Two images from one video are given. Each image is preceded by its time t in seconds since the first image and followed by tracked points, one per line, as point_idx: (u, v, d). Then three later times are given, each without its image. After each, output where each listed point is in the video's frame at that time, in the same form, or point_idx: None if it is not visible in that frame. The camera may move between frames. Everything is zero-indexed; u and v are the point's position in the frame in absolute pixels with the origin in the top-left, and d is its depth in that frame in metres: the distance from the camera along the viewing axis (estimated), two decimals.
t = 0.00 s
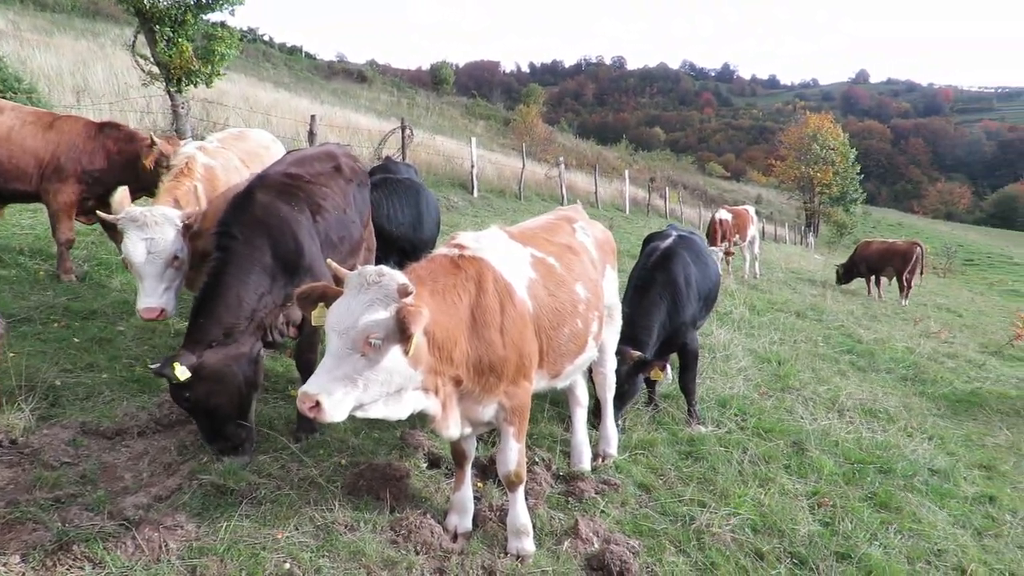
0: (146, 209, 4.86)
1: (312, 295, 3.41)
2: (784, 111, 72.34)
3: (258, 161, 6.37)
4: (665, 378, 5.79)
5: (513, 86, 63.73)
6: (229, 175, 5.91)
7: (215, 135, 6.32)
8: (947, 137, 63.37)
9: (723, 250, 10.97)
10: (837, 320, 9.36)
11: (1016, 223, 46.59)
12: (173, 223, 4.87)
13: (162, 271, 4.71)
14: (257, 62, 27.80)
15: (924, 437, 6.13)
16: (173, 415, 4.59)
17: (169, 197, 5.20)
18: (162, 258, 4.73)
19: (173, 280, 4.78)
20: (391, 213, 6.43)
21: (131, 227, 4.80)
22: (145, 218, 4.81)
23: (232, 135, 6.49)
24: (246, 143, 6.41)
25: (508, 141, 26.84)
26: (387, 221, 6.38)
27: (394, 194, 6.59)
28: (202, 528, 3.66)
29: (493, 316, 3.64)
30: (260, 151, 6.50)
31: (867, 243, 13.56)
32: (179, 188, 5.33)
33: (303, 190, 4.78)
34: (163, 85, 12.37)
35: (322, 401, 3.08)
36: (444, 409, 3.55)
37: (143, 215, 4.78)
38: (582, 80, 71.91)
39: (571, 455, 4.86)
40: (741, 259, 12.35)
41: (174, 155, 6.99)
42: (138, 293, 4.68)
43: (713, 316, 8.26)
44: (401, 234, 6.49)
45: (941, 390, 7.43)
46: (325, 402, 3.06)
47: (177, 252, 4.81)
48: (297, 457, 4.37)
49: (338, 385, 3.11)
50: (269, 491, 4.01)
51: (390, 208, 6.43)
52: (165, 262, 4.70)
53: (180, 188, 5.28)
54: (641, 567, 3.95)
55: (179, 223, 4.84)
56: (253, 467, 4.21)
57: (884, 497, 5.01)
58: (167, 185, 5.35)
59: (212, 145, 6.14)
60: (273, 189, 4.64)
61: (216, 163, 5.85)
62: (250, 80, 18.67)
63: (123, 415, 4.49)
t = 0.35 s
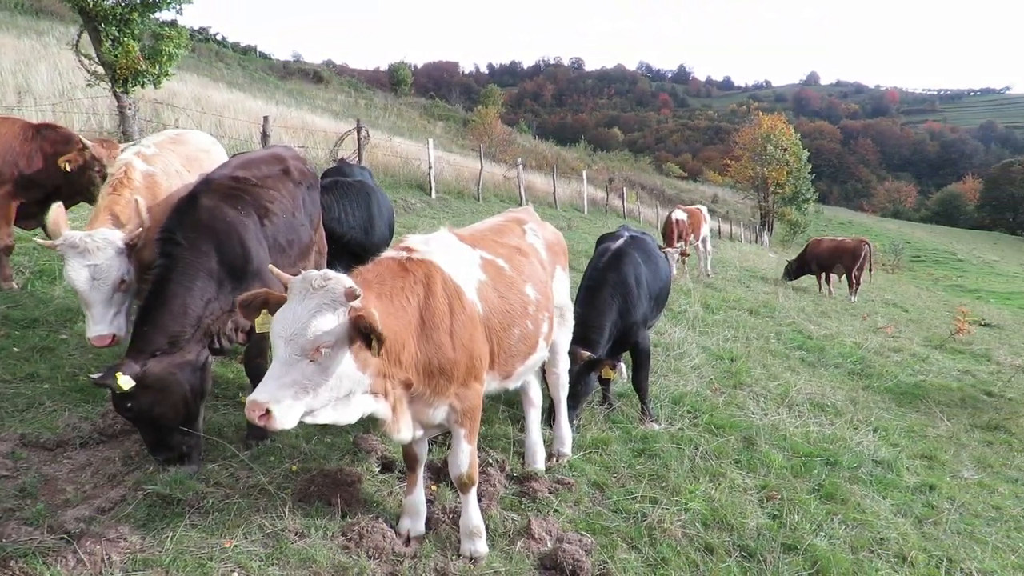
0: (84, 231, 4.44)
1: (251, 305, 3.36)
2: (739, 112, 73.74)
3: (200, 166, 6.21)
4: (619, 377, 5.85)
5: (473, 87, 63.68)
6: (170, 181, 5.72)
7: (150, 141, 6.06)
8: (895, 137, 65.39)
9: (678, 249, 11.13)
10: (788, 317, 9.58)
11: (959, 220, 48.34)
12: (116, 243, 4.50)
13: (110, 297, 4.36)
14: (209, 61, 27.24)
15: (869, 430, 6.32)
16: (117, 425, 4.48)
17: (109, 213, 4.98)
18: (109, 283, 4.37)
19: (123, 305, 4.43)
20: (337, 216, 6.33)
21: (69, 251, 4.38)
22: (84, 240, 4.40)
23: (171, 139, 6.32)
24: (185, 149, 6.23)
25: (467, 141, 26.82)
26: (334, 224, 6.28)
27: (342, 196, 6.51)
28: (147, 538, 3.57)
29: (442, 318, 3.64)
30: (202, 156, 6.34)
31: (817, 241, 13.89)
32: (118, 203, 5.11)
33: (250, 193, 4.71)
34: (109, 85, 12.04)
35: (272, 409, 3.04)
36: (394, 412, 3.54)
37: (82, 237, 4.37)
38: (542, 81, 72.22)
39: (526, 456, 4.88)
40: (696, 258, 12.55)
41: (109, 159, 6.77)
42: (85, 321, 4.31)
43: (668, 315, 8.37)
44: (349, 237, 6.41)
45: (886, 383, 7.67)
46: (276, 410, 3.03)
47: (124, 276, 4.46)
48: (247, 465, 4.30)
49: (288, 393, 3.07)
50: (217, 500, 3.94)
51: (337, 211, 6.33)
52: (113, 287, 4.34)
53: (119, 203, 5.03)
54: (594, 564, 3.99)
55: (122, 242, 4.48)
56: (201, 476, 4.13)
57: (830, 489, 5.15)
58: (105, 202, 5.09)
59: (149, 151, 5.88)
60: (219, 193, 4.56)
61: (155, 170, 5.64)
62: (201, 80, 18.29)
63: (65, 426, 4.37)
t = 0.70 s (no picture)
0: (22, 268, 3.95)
1: (198, 316, 3.36)
2: (707, 117, 74.80)
3: (142, 168, 5.71)
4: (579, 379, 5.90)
5: (443, 91, 63.67)
6: (110, 188, 5.21)
7: (88, 145, 5.55)
8: (858, 142, 66.86)
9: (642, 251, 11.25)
10: (750, 318, 9.74)
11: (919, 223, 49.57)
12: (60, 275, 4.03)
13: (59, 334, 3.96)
14: (173, 64, 26.90)
15: (824, 427, 6.46)
16: (66, 433, 4.42)
17: (45, 238, 4.46)
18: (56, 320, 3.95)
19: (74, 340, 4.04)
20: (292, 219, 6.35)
21: (7, 289, 3.90)
22: (24, 276, 3.93)
23: (109, 143, 5.76)
24: (129, 150, 5.78)
25: (436, 145, 26.82)
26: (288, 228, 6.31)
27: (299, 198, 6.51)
28: (94, 545, 3.51)
29: (393, 320, 3.66)
30: (143, 157, 5.85)
31: (779, 244, 14.15)
32: (57, 226, 4.58)
33: (204, 196, 4.69)
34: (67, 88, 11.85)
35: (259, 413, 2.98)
36: (343, 415, 3.55)
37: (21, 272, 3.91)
38: (513, 86, 72.52)
39: (484, 457, 4.91)
40: (661, 260, 12.72)
41: (41, 161, 6.59)
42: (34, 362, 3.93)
43: (631, 317, 8.46)
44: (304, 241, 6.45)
45: (842, 381, 7.84)
46: (265, 412, 2.98)
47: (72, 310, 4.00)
48: (200, 470, 4.26)
49: (273, 395, 3.04)
50: (168, 506, 3.89)
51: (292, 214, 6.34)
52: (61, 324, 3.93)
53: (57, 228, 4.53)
54: (549, 563, 4.01)
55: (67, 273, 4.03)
56: (152, 482, 4.08)
57: (784, 485, 5.25)
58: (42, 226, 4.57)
59: (87, 157, 5.35)
60: (171, 195, 4.53)
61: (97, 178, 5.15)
62: (164, 83, 18.06)
63: (11, 434, 4.29)
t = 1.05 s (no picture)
0: None
1: (155, 313, 3.34)
2: (683, 123, 75.60)
3: (83, 162, 5.52)
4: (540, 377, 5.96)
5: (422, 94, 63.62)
6: (48, 188, 5.05)
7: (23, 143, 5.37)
8: (831, 149, 68.01)
9: (612, 253, 11.36)
10: (716, 319, 9.90)
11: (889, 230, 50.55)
12: None
13: None
14: (145, 62, 26.62)
15: (782, 425, 6.58)
16: (16, 431, 4.38)
17: None
18: None
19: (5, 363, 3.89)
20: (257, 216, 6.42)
21: None
22: None
23: (47, 139, 5.57)
24: (71, 144, 5.61)
25: (411, 147, 26.83)
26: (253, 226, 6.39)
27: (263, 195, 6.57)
28: (40, 540, 3.47)
29: (345, 314, 3.69)
30: (85, 152, 5.66)
31: (748, 247, 14.38)
32: None
33: (159, 191, 4.72)
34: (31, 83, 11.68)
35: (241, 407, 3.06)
36: (297, 408, 3.56)
37: None
38: (492, 89, 72.69)
39: (442, 454, 4.94)
40: (630, 262, 12.86)
41: None
42: None
43: (597, 317, 8.55)
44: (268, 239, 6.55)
45: (802, 382, 8.00)
46: (247, 406, 3.06)
47: (5, 338, 3.82)
48: (153, 467, 4.24)
49: (253, 388, 3.12)
50: (117, 502, 3.86)
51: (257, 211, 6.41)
52: None
53: None
54: (502, 557, 4.05)
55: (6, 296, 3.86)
56: (103, 479, 4.04)
57: (739, 482, 5.35)
58: None
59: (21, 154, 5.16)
60: (124, 190, 4.53)
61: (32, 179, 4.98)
62: (134, 80, 17.87)
63: None
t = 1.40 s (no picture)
0: None
1: (115, 308, 3.32)
2: (660, 127, 76.29)
3: (31, 158, 5.40)
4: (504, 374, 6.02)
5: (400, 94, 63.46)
6: None
7: None
8: (804, 156, 69.08)
9: (582, 253, 11.46)
10: (683, 320, 10.04)
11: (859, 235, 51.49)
12: None
13: None
14: (115, 56, 26.28)
15: (741, 423, 6.72)
16: None
17: None
18: None
19: None
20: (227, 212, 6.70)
21: None
22: None
23: None
24: (23, 139, 5.53)
25: (386, 146, 26.78)
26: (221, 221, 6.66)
27: (232, 191, 6.84)
28: None
29: (303, 308, 3.72)
30: (35, 148, 5.56)
31: (716, 249, 14.61)
32: None
33: (119, 184, 4.74)
34: None
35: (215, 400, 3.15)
36: (254, 401, 3.57)
37: None
38: (470, 90, 72.71)
39: (403, 450, 4.98)
40: (601, 264, 12.98)
41: None
42: None
43: (565, 317, 8.63)
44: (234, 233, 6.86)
45: (764, 381, 8.16)
46: (221, 399, 3.15)
47: None
48: (108, 460, 4.22)
49: (224, 382, 3.20)
50: (71, 495, 3.85)
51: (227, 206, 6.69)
52: None
53: None
54: (458, 549, 4.10)
55: None
56: (57, 472, 4.02)
57: (696, 477, 5.45)
58: None
59: None
60: (84, 183, 4.53)
61: None
62: (102, 74, 17.61)
63: None
